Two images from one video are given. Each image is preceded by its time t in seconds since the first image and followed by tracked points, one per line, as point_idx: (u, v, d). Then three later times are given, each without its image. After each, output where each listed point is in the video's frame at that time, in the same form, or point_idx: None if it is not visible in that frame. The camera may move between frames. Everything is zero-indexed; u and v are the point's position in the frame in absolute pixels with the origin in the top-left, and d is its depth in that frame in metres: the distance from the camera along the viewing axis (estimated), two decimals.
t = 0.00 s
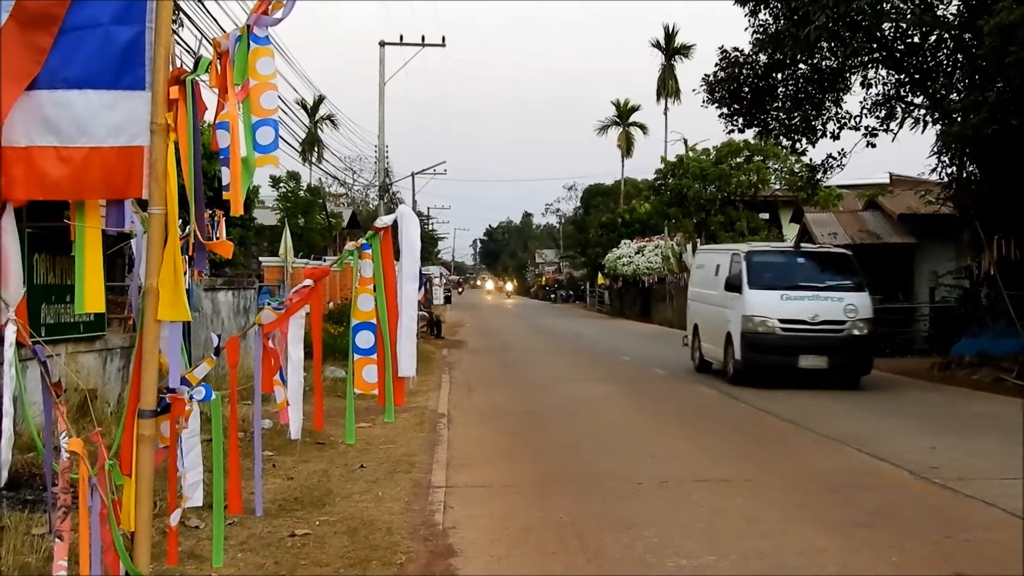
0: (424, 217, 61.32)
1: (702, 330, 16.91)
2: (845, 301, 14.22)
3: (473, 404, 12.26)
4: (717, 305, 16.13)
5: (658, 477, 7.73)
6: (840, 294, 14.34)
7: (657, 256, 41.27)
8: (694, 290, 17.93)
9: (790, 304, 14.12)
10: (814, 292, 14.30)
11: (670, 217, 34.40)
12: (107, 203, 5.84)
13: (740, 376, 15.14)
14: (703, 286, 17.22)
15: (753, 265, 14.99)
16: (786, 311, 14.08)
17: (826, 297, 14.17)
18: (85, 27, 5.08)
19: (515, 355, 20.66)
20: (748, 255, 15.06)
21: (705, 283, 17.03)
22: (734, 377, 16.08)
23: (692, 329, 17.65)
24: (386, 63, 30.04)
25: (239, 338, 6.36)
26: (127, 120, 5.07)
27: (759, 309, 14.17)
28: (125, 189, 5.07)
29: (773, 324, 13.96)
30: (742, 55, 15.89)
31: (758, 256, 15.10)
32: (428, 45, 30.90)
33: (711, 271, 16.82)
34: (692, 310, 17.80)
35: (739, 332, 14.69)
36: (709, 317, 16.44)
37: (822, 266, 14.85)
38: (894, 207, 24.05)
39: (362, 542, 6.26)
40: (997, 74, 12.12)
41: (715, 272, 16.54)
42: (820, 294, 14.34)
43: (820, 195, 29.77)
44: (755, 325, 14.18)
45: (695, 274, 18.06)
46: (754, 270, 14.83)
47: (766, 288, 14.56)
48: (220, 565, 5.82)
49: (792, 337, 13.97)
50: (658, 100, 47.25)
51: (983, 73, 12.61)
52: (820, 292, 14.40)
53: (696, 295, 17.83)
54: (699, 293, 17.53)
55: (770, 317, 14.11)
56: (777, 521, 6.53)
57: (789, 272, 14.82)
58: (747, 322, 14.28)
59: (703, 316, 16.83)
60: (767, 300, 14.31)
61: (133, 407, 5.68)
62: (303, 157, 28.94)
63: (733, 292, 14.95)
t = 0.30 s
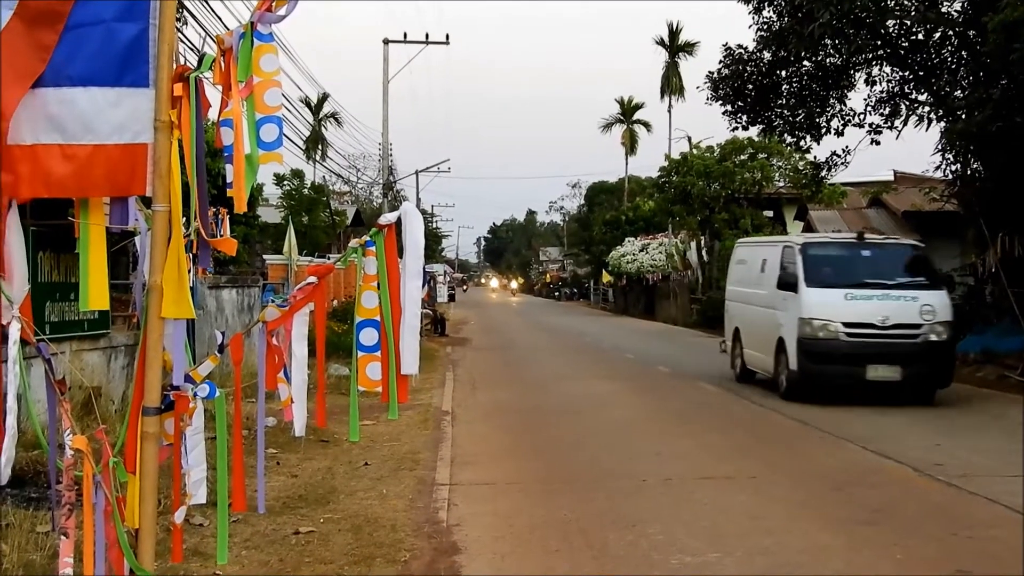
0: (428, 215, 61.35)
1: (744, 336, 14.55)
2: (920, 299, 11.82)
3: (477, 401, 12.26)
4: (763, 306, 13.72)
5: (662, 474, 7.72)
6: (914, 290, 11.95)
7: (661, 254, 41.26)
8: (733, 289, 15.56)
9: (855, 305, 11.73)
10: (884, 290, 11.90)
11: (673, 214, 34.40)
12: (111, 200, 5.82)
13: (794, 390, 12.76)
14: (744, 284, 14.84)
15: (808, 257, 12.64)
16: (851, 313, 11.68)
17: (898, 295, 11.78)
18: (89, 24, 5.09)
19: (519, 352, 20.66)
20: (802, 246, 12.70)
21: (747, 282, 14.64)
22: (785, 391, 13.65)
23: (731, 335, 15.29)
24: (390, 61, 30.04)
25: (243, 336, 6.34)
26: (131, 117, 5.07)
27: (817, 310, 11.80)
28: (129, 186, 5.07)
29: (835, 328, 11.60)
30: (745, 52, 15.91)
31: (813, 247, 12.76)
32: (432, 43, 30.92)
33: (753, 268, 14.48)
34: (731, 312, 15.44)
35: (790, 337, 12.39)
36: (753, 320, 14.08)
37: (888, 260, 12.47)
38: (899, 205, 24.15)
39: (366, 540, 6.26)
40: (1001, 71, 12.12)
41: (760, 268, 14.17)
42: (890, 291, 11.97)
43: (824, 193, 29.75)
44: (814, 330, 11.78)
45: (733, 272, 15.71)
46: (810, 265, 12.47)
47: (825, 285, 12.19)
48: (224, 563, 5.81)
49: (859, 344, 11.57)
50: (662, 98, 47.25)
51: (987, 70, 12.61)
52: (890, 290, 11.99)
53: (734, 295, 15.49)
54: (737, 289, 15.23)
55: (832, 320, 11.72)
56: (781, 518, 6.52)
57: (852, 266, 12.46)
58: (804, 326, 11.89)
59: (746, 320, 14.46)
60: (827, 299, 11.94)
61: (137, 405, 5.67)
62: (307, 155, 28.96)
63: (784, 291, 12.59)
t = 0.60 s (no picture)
0: (431, 214, 61.38)
1: (791, 342, 12.71)
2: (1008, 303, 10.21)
3: (480, 400, 12.26)
4: (817, 309, 11.84)
5: (666, 473, 7.72)
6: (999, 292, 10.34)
7: (664, 252, 41.26)
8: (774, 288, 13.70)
9: (932, 311, 10.11)
10: (966, 293, 10.26)
11: (677, 213, 34.46)
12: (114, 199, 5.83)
13: (854, 408, 11.00)
14: (789, 283, 12.98)
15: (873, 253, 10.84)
16: (928, 320, 10.05)
17: (983, 298, 10.15)
18: (91, 23, 5.10)
19: (521, 351, 20.67)
20: (866, 240, 10.91)
21: (795, 281, 12.76)
22: (844, 408, 11.78)
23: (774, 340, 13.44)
24: (393, 60, 30.03)
25: (246, 334, 6.33)
26: (133, 117, 5.07)
27: (889, 317, 10.14)
28: (132, 184, 5.07)
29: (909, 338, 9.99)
30: (748, 51, 15.88)
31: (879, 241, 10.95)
32: (434, 41, 30.86)
33: (802, 264, 12.60)
34: (773, 315, 13.60)
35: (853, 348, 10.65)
36: (803, 325, 12.21)
37: (968, 256, 10.77)
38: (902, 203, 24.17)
39: (369, 538, 6.26)
40: (1005, 69, 12.12)
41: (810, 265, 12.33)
42: (973, 294, 10.32)
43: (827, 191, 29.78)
44: (886, 341, 10.10)
45: (774, 269, 13.81)
46: (877, 262, 10.70)
47: (896, 286, 10.43)
48: (228, 561, 5.81)
49: (937, 357, 9.98)
50: (665, 96, 47.27)
51: (991, 69, 12.61)
52: (972, 292, 10.35)
53: (777, 295, 13.60)
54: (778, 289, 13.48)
55: (907, 329, 10.07)
56: (785, 517, 6.51)
57: (926, 264, 10.71)
58: (872, 335, 10.20)
59: (794, 324, 12.60)
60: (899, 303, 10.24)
61: (139, 403, 5.67)
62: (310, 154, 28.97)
63: (847, 293, 10.82)
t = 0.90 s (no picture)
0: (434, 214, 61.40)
1: (867, 356, 10.55)
2: None
3: (483, 399, 12.26)
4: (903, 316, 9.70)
5: (668, 472, 7.71)
6: None
7: (667, 251, 41.23)
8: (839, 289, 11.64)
9: None
10: None
11: (680, 212, 34.46)
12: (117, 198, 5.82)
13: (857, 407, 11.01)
14: (861, 283, 10.89)
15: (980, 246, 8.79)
16: None
17: None
18: (94, 22, 5.10)
19: (525, 350, 20.67)
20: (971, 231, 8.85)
21: (869, 280, 10.65)
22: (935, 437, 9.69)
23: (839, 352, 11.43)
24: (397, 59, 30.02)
25: (249, 334, 6.30)
26: (137, 116, 5.07)
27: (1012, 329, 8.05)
28: (135, 184, 5.07)
29: None
30: (752, 50, 15.99)
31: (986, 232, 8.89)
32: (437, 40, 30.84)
33: (879, 261, 10.51)
34: (837, 320, 11.56)
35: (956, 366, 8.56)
36: (882, 334, 10.15)
37: None
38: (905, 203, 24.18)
39: (371, 537, 6.26)
40: (1008, 68, 12.12)
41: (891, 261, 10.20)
42: None
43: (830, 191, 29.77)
44: (1006, 358, 8.03)
45: (837, 267, 11.75)
46: (988, 258, 8.61)
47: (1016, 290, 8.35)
48: (230, 561, 5.79)
49: None
50: (668, 96, 47.28)
51: (994, 68, 12.61)
52: None
53: (841, 296, 11.54)
54: (845, 290, 11.38)
55: None
56: (787, 517, 6.51)
57: None
58: (988, 350, 8.11)
59: (868, 332, 10.54)
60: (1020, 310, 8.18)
61: (142, 403, 5.67)
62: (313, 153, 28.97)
63: (945, 296, 8.80)
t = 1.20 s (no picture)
0: (436, 214, 61.43)
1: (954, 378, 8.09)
2: None
3: (485, 400, 12.25)
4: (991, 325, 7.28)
5: (671, 473, 7.70)
6: None
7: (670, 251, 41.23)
8: (916, 291, 8.88)
9: None
10: None
11: (682, 212, 34.51)
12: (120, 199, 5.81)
13: (861, 407, 10.98)
14: (948, 286, 8.23)
15: None
16: None
17: None
18: (96, 23, 5.10)
19: (527, 350, 20.67)
20: None
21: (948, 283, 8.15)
22: None
23: (922, 371, 8.71)
24: (397, 59, 29.97)
25: (251, 335, 6.25)
26: (139, 117, 5.04)
27: None
28: (136, 185, 5.03)
29: None
30: (753, 50, 15.93)
31: None
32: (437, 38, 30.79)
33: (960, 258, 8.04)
34: (919, 331, 8.76)
35: None
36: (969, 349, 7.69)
37: None
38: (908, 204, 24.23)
39: (373, 538, 6.25)
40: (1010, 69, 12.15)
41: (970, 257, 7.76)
42: None
43: (832, 191, 29.80)
44: None
45: (916, 264, 9.00)
46: None
47: None
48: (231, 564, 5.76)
49: None
50: (670, 95, 47.30)
51: (995, 68, 12.64)
52: None
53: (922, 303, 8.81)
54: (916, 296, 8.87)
55: None
56: (790, 518, 6.50)
57: None
58: None
59: (954, 349, 8.03)
60: None
61: (143, 404, 5.65)
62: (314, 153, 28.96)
63: None
